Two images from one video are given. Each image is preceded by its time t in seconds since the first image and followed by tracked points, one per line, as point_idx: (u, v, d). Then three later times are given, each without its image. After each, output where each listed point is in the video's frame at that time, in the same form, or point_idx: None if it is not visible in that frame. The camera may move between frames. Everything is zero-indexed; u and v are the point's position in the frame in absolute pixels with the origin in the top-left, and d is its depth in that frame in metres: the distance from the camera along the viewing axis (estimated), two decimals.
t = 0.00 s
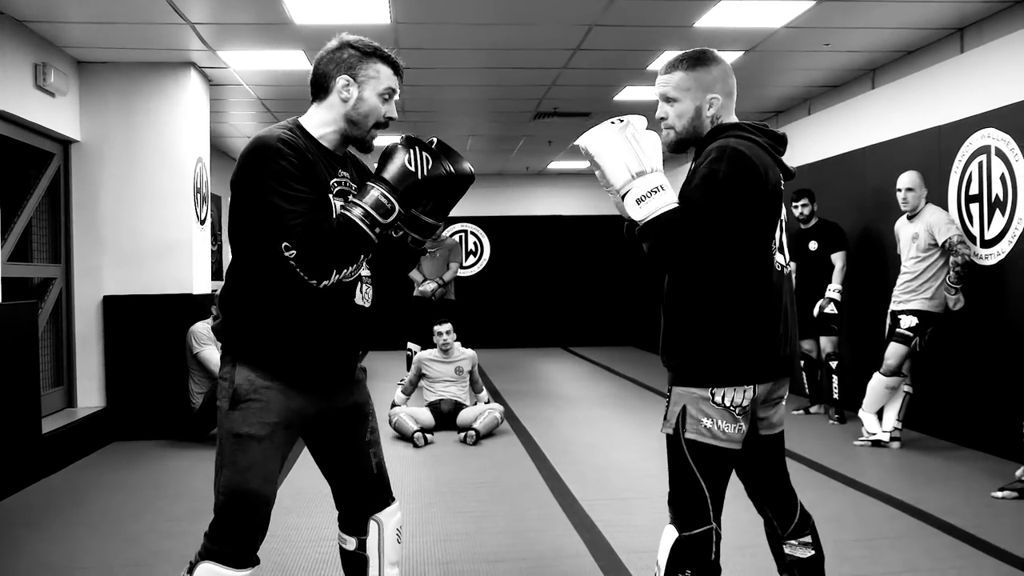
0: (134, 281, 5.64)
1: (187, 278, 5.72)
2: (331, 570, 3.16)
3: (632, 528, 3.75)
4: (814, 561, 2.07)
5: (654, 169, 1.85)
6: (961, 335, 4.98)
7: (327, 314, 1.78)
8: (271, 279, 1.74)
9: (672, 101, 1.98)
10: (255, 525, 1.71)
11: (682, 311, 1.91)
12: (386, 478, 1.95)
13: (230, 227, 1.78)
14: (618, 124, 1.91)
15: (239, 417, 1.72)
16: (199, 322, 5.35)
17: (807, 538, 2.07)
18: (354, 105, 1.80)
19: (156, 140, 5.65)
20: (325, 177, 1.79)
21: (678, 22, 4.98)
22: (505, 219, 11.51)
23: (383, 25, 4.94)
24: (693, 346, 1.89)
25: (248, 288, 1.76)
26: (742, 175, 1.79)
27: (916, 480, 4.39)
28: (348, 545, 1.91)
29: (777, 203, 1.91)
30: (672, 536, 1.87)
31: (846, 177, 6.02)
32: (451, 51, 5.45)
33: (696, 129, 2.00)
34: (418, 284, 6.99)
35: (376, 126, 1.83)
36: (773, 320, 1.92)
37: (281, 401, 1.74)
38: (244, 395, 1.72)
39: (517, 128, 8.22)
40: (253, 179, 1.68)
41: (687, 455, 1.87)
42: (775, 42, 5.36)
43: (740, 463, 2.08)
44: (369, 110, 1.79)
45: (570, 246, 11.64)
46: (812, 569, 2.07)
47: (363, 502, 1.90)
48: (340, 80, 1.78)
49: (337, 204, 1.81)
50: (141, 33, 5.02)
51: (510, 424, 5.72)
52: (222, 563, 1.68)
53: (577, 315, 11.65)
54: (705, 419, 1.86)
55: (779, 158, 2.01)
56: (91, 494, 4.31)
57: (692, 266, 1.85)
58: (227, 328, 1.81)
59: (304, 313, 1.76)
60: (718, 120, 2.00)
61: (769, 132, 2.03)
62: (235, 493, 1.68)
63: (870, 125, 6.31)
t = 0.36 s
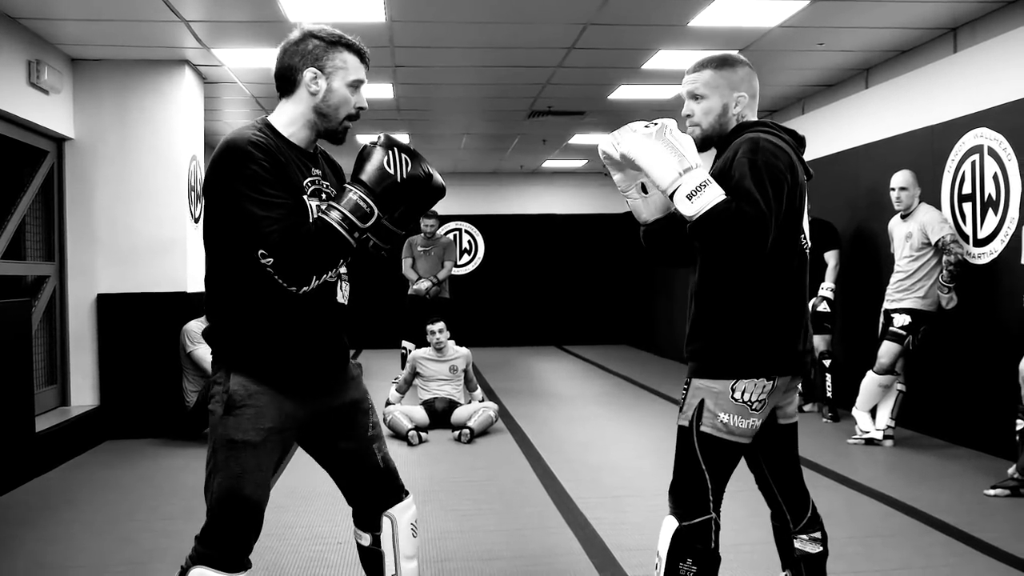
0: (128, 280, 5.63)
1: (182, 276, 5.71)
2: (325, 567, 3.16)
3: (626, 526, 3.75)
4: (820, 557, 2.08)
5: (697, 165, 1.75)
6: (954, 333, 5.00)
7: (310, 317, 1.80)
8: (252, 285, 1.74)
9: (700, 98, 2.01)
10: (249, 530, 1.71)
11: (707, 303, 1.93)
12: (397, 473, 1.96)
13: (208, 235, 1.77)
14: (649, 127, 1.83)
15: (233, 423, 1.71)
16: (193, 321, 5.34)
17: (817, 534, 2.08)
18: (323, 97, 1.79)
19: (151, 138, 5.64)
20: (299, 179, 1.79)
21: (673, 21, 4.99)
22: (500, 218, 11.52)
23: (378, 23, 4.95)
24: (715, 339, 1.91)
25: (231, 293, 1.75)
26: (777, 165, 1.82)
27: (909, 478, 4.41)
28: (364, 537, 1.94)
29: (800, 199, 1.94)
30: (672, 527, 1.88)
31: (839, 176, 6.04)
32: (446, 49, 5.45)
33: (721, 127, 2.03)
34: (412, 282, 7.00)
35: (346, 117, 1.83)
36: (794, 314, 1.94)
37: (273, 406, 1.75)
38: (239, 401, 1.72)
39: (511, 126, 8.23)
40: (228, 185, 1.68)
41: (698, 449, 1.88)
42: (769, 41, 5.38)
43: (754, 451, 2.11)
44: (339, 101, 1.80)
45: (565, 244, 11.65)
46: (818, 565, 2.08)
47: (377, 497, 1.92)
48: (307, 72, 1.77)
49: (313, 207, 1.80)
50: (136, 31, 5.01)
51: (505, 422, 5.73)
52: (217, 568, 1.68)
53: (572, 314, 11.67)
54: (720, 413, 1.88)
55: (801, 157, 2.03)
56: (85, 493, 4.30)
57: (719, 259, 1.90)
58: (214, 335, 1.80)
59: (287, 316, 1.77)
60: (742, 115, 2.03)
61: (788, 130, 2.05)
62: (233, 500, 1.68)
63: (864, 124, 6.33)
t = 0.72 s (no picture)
0: (120, 279, 5.62)
1: (174, 275, 5.71)
2: (319, 565, 3.16)
3: (619, 523, 3.76)
4: (796, 551, 2.11)
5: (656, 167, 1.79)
6: (945, 331, 5.03)
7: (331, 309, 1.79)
8: (280, 276, 1.74)
9: (661, 94, 2.01)
10: (265, 519, 1.72)
11: (671, 300, 1.94)
12: (393, 472, 1.98)
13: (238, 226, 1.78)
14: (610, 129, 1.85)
15: (248, 408, 1.73)
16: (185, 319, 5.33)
17: (790, 528, 2.10)
18: (353, 100, 1.81)
19: (143, 135, 5.64)
20: (331, 175, 1.80)
21: (665, 21, 5.01)
22: (492, 217, 11.53)
23: (371, 22, 4.94)
24: (680, 338, 1.91)
25: (258, 283, 1.77)
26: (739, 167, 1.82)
27: (899, 475, 4.43)
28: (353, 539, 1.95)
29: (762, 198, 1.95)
30: (642, 528, 1.88)
31: (830, 175, 6.07)
32: (438, 48, 5.46)
33: (683, 122, 2.03)
34: (405, 280, 7.01)
35: (377, 118, 1.84)
36: (756, 313, 1.97)
37: (289, 393, 1.75)
38: (254, 385, 1.73)
39: (503, 125, 8.25)
40: (262, 178, 1.69)
41: (666, 447, 1.88)
42: (760, 41, 5.40)
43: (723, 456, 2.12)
44: (370, 103, 1.80)
45: (558, 243, 11.67)
46: (796, 559, 2.11)
47: (372, 496, 1.93)
48: (337, 76, 1.78)
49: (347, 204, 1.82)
50: (128, 29, 5.01)
51: (498, 420, 5.74)
52: (232, 556, 1.69)
53: (565, 313, 11.69)
54: (683, 409, 1.88)
55: (765, 156, 2.02)
56: (77, 492, 4.29)
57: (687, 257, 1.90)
58: (235, 324, 1.81)
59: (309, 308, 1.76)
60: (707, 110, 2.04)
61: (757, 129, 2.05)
62: (249, 488, 1.69)
63: (855, 123, 6.36)
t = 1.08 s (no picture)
0: (111, 279, 5.61)
1: (165, 276, 5.71)
2: (311, 565, 3.16)
3: (611, 522, 3.76)
4: (782, 535, 2.15)
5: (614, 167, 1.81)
6: (934, 330, 5.05)
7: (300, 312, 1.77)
8: (249, 279, 1.74)
9: (621, 98, 2.02)
10: (244, 520, 1.72)
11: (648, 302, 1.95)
12: (382, 473, 1.98)
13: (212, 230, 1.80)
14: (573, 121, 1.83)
15: (228, 414, 1.74)
16: (176, 320, 5.33)
17: (774, 511, 2.15)
18: (317, 104, 1.80)
19: (134, 134, 5.63)
20: (297, 175, 1.80)
21: (656, 21, 5.02)
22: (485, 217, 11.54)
23: (362, 22, 4.95)
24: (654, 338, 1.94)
25: (232, 285, 1.78)
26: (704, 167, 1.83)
27: (890, 473, 4.45)
28: (346, 543, 1.95)
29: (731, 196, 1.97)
30: (633, 530, 1.89)
31: (820, 174, 6.09)
32: (429, 48, 5.47)
33: (644, 125, 2.06)
34: (397, 280, 7.02)
35: (342, 122, 1.84)
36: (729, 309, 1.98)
37: (268, 398, 1.77)
38: (230, 391, 1.75)
39: (494, 125, 8.26)
40: (224, 180, 1.71)
41: (654, 447, 1.90)
42: (750, 41, 5.42)
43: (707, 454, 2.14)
44: (333, 108, 1.80)
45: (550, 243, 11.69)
46: (783, 542, 2.15)
47: (361, 497, 1.93)
48: (301, 80, 1.78)
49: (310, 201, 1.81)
50: (118, 29, 5.00)
51: (490, 420, 5.75)
52: (213, 557, 1.68)
53: (558, 313, 11.72)
54: (670, 408, 1.90)
55: (728, 152, 2.05)
56: (69, 493, 4.29)
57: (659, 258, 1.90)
58: (214, 329, 1.83)
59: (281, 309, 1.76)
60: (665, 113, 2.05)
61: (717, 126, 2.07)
62: (225, 490, 1.69)
63: (844, 123, 6.39)
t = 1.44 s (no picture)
0: (106, 280, 5.61)
1: (161, 277, 5.71)
2: (307, 567, 3.17)
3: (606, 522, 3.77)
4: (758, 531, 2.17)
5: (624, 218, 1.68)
6: (929, 330, 5.06)
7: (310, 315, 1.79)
8: (264, 282, 1.75)
9: (586, 106, 2.00)
10: (249, 524, 1.73)
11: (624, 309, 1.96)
12: (380, 473, 1.98)
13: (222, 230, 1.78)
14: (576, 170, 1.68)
15: (237, 418, 1.73)
16: (173, 321, 5.34)
17: (748, 509, 2.16)
18: (329, 107, 1.80)
19: (130, 136, 5.63)
20: (315, 181, 1.80)
21: (650, 22, 5.03)
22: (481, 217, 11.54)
23: (357, 23, 4.95)
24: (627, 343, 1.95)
25: (243, 289, 1.77)
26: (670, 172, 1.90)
27: (884, 474, 4.46)
28: (341, 542, 1.96)
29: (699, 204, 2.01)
30: (606, 532, 1.89)
31: (816, 175, 6.10)
32: (424, 49, 5.47)
33: (610, 135, 2.04)
34: (393, 281, 7.03)
35: (354, 124, 1.85)
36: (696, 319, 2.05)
37: (276, 402, 1.77)
38: (242, 395, 1.74)
39: (490, 126, 8.27)
40: (246, 186, 1.71)
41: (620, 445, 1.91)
42: (745, 42, 5.43)
43: (672, 456, 2.15)
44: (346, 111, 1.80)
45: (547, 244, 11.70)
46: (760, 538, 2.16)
47: (359, 497, 1.93)
48: (313, 83, 1.78)
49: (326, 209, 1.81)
50: (113, 30, 4.99)
51: (486, 421, 5.76)
52: (216, 558, 1.69)
53: (554, 313, 11.73)
54: (645, 409, 1.91)
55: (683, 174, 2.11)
56: (65, 494, 4.28)
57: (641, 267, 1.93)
58: (221, 330, 1.81)
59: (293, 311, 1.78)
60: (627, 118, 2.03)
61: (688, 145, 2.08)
62: (230, 493, 1.70)
63: (839, 124, 6.41)
